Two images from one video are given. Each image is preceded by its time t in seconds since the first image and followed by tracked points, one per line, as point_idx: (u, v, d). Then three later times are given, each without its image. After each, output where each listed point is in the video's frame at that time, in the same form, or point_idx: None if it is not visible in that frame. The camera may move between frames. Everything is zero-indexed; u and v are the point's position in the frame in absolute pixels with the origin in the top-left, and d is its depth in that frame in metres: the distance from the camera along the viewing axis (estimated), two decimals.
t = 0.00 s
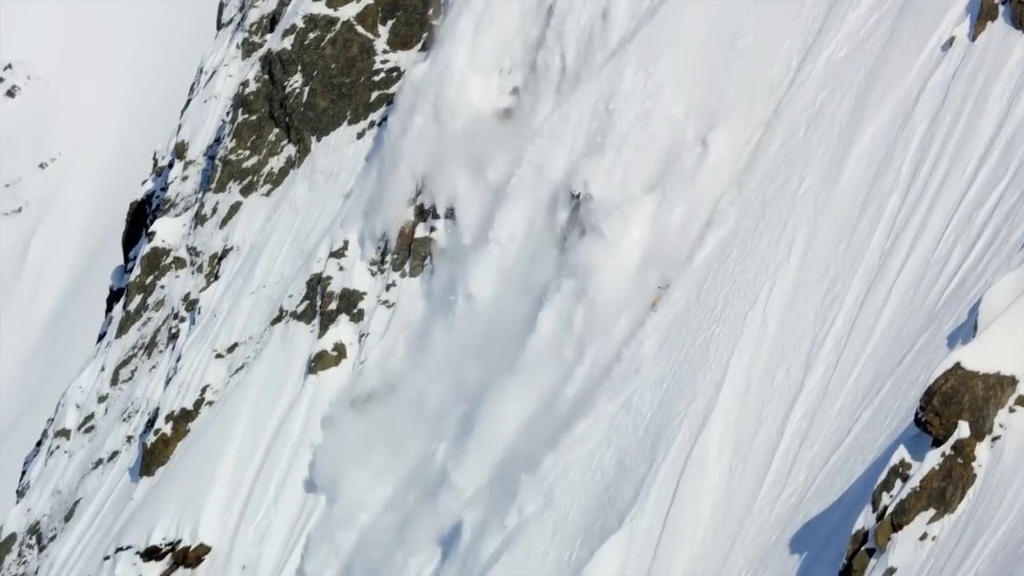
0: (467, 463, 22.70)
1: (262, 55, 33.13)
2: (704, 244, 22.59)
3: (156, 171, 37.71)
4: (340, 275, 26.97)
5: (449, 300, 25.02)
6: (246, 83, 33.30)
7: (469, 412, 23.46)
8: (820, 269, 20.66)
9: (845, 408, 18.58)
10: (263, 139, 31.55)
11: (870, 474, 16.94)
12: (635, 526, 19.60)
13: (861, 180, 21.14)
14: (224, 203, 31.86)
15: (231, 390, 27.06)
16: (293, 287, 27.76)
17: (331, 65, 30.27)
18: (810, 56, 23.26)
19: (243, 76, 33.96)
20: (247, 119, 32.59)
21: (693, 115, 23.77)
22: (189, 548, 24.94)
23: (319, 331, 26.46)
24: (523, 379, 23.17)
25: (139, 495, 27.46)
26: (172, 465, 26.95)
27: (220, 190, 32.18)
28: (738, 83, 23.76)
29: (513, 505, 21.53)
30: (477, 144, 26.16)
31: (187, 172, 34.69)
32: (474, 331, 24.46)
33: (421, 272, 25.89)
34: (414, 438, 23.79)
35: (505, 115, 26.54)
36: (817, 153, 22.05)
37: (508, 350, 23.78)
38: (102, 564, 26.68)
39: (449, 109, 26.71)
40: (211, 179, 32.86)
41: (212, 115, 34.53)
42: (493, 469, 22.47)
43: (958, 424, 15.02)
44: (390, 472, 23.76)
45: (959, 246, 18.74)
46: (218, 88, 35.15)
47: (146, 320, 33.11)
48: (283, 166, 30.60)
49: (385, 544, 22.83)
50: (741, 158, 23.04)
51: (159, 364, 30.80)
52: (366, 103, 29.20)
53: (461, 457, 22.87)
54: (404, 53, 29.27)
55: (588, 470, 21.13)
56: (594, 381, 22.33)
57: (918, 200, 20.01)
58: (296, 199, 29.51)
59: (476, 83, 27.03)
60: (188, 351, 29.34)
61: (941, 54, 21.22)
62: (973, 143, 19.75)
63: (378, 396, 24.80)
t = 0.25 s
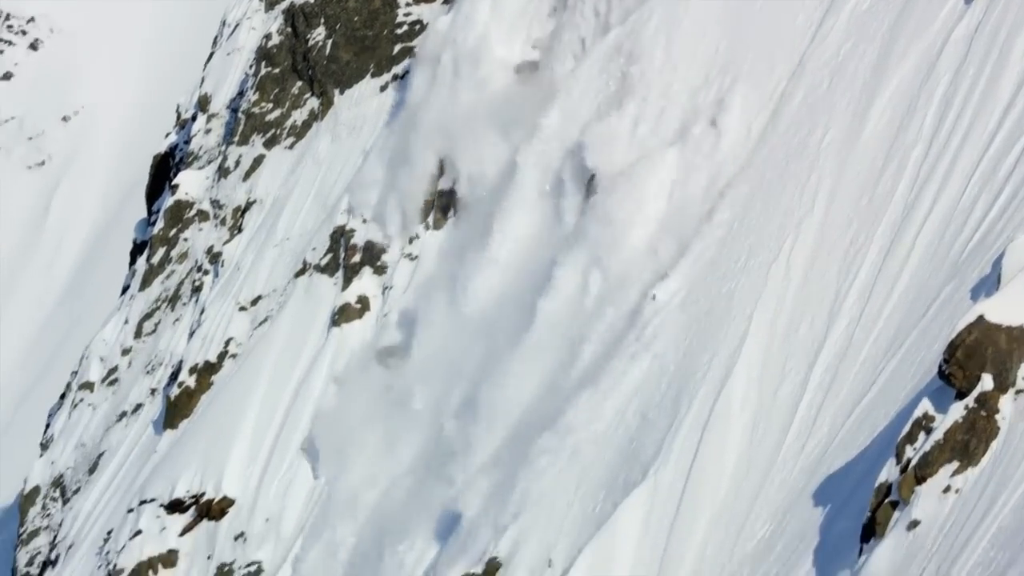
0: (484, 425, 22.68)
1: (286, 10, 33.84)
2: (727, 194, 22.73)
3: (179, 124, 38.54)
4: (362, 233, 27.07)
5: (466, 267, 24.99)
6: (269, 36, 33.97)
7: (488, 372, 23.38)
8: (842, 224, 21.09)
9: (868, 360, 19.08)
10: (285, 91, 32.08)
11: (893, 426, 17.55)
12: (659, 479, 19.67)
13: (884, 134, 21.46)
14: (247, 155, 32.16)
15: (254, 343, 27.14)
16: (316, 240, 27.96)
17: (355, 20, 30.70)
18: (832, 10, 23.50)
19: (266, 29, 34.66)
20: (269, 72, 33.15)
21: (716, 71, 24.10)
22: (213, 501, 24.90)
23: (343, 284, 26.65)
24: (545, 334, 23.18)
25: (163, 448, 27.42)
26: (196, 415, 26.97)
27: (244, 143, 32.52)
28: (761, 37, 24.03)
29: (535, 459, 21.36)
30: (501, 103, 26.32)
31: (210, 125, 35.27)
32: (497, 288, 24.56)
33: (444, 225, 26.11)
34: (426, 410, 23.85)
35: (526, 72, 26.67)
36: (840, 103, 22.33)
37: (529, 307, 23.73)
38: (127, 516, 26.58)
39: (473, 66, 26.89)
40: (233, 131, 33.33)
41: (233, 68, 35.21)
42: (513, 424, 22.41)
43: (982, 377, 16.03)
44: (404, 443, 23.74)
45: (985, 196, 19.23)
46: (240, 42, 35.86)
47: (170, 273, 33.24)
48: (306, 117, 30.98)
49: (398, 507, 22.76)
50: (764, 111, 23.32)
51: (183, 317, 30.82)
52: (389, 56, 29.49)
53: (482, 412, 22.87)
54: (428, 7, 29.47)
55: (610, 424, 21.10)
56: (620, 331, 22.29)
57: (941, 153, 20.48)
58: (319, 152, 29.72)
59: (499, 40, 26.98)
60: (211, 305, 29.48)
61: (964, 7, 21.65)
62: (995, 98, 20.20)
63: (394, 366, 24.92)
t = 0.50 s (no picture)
0: (510, 404, 23.07)
1: None
2: (759, 168, 22.81)
3: (210, 93, 38.31)
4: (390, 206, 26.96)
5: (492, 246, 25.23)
6: (300, 6, 33.39)
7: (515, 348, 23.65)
8: (872, 193, 21.41)
9: (898, 331, 19.70)
10: (316, 61, 31.78)
11: (924, 396, 18.35)
12: (689, 449, 20.23)
13: (913, 104, 21.73)
14: (278, 126, 31.94)
15: (286, 312, 27.01)
16: (346, 210, 27.78)
17: None
18: None
19: None
20: (299, 42, 32.71)
21: (743, 43, 24.17)
22: (244, 471, 25.11)
23: (374, 254, 26.62)
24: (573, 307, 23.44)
25: (193, 419, 27.49)
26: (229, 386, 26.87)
27: (273, 113, 32.35)
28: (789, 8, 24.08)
29: (568, 429, 21.65)
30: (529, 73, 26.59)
31: (241, 94, 34.96)
32: (527, 266, 24.78)
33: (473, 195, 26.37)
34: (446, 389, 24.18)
35: (554, 43, 26.57)
36: (870, 75, 22.43)
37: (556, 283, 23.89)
38: (156, 486, 26.66)
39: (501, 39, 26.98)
40: (264, 102, 33.04)
41: (264, 38, 34.80)
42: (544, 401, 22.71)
43: (1012, 346, 17.14)
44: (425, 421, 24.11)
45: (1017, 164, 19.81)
46: (270, 12, 35.36)
47: (199, 245, 33.13)
48: (337, 88, 30.80)
49: (419, 482, 23.24)
50: (792, 82, 23.34)
51: (215, 287, 30.65)
52: (418, 25, 29.37)
53: (512, 388, 23.21)
54: None
55: (643, 394, 21.58)
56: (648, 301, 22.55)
57: (972, 121, 20.89)
58: (349, 123, 29.59)
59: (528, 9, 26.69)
60: (241, 275, 29.39)
61: None
62: None
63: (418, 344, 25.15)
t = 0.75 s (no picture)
0: (527, 375, 23.57)
1: None
2: (794, 135, 22.77)
3: (245, 59, 40.78)
4: (419, 175, 27.74)
5: (515, 223, 25.67)
6: None
7: (535, 323, 24.16)
8: (906, 159, 21.42)
9: (932, 296, 19.68)
10: (350, 28, 33.11)
11: (956, 362, 18.41)
12: (722, 415, 20.26)
13: (947, 69, 21.76)
14: (312, 91, 33.46)
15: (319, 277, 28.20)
16: (379, 176, 28.77)
17: None
18: None
19: None
20: (332, 9, 34.16)
21: (775, 12, 24.20)
22: (277, 436, 26.13)
23: (407, 220, 27.56)
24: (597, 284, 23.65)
25: (226, 384, 28.77)
26: (261, 350, 28.32)
27: (307, 79, 33.89)
28: None
29: (601, 393, 21.84)
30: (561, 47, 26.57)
31: (274, 60, 36.94)
32: (556, 240, 25.04)
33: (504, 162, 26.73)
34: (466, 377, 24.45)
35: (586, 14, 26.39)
36: (905, 40, 22.40)
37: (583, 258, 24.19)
38: (190, 452, 27.99)
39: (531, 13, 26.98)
40: (298, 68, 34.72)
41: (298, 7, 36.75)
42: (563, 383, 22.86)
43: None
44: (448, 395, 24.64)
45: None
46: None
47: (233, 210, 34.78)
48: (371, 53, 31.97)
49: (440, 465, 23.75)
50: (825, 48, 23.30)
51: (248, 253, 32.09)
52: None
53: (531, 369, 23.50)
54: None
55: (677, 360, 21.53)
56: (680, 268, 22.62)
57: (1005, 88, 20.93)
58: (382, 88, 30.60)
59: None
60: (276, 241, 30.60)
61: None
62: None
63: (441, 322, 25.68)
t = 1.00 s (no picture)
0: (539, 352, 23.63)
1: None
2: (823, 99, 22.86)
3: (273, 21, 41.13)
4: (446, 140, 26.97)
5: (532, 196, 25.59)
6: None
7: (547, 300, 24.25)
8: (935, 120, 21.66)
9: (963, 255, 20.05)
10: None
11: (986, 322, 18.73)
12: (752, 373, 20.43)
13: (977, 30, 22.05)
14: (341, 51, 32.51)
15: (349, 236, 27.43)
16: (409, 134, 27.95)
17: None
18: None
19: None
20: None
21: None
22: (306, 397, 25.48)
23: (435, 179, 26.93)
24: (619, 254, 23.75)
25: (255, 343, 27.96)
26: (291, 309, 27.39)
27: (336, 39, 33.01)
28: None
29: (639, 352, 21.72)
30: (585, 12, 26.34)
31: (303, 21, 36.65)
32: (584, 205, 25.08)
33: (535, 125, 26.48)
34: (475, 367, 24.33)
35: None
36: (934, 1, 22.74)
37: (600, 232, 24.36)
38: (218, 412, 27.00)
39: None
40: (327, 28, 33.86)
41: None
42: (574, 371, 22.95)
43: None
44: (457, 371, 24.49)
45: None
46: None
47: (262, 170, 33.92)
48: (399, 14, 31.26)
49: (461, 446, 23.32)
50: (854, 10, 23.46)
51: (278, 213, 31.17)
52: None
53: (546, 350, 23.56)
54: None
55: (713, 315, 21.50)
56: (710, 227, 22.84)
57: None
58: (412, 48, 29.98)
59: None
60: (306, 198, 29.84)
61: None
62: None
63: (452, 296, 25.54)
